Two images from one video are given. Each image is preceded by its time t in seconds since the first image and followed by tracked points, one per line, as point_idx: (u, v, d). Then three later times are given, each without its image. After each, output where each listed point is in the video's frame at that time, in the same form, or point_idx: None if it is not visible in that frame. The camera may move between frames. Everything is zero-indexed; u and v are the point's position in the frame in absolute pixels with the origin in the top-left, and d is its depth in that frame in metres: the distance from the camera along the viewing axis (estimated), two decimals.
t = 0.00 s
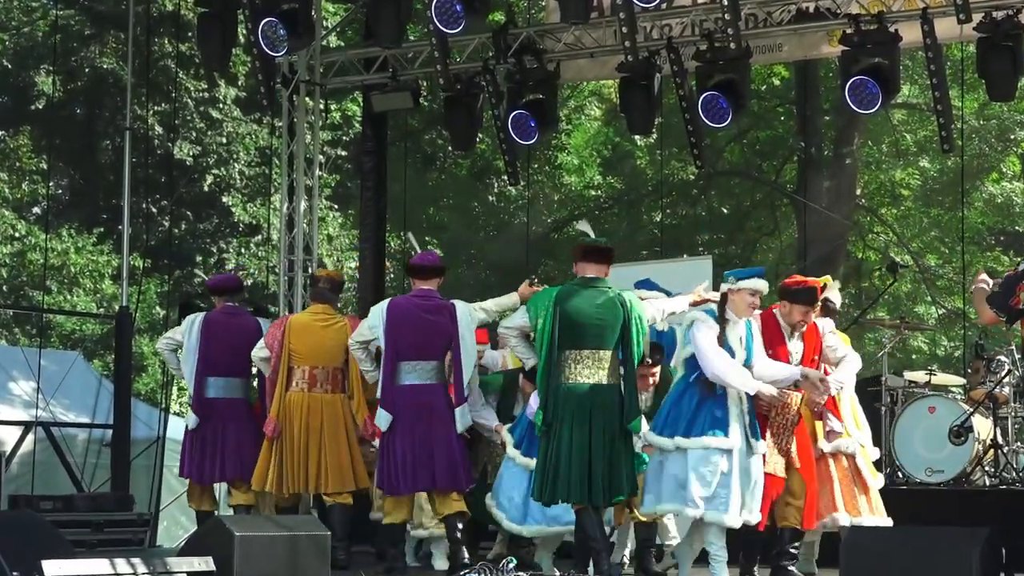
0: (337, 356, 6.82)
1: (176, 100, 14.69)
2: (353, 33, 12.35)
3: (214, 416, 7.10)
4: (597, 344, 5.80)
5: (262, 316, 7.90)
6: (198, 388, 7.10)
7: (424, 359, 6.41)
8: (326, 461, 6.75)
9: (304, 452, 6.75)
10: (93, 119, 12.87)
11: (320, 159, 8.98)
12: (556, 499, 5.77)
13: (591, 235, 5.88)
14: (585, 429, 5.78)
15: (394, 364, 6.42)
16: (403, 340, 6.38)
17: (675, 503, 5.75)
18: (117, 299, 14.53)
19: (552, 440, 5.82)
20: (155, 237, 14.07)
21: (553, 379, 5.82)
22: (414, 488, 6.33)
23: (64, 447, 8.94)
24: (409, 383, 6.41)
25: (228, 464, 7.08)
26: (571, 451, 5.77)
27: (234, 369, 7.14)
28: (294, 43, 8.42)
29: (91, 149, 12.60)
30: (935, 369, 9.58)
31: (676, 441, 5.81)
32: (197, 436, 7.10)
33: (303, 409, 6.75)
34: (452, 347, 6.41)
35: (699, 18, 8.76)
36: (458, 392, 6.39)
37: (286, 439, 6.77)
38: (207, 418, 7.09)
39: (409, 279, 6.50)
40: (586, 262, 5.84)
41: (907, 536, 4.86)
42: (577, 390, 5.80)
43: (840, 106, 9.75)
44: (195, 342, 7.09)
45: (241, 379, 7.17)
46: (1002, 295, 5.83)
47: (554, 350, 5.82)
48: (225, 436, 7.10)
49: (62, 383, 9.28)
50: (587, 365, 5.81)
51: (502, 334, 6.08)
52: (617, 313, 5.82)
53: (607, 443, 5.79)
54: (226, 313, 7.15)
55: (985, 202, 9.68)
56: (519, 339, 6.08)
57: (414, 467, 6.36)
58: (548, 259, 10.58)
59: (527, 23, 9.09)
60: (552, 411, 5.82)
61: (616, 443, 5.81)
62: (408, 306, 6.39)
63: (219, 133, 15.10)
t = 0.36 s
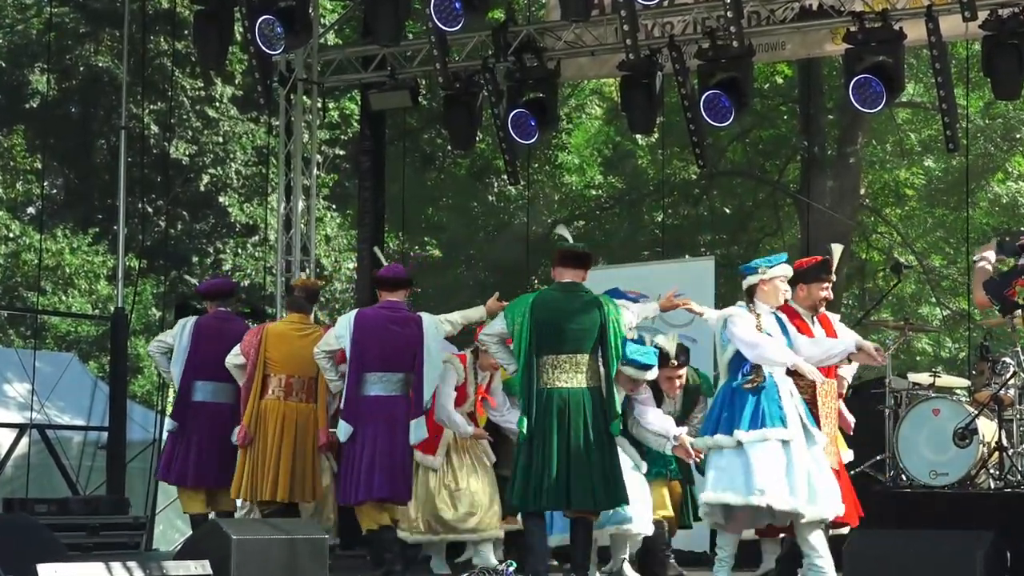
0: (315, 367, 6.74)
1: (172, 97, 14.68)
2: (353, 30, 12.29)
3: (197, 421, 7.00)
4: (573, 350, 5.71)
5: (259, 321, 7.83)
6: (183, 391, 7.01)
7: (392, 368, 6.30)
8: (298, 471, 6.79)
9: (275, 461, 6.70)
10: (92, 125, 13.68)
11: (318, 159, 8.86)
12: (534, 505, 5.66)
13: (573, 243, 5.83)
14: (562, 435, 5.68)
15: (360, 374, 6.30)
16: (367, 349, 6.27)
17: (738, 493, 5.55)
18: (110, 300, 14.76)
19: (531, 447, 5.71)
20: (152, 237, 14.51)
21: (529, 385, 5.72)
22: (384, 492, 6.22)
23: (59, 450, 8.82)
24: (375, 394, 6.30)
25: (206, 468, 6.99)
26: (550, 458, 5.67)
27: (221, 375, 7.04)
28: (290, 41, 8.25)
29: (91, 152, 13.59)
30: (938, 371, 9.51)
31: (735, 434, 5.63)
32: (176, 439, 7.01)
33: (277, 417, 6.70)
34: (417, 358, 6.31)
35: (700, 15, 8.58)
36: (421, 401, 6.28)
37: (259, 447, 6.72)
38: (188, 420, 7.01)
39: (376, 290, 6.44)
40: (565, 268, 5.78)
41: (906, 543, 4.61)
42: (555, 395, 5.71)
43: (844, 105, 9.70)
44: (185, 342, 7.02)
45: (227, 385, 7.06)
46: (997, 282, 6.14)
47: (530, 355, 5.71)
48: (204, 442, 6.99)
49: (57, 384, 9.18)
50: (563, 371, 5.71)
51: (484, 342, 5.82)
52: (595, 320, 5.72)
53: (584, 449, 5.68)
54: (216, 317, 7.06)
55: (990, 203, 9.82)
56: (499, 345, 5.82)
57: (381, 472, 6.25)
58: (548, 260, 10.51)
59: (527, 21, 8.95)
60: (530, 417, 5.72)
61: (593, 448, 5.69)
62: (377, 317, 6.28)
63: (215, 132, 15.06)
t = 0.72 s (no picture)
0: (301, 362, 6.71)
1: (172, 97, 14.68)
2: (352, 30, 12.29)
3: (210, 422, 7.04)
4: (535, 350, 5.67)
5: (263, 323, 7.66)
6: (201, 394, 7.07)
7: (362, 370, 6.23)
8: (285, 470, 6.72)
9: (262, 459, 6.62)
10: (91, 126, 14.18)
11: (318, 159, 8.83)
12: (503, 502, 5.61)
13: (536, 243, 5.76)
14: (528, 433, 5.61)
15: (330, 377, 6.20)
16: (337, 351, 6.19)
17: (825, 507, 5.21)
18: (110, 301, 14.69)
19: (495, 447, 5.66)
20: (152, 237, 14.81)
21: (492, 385, 5.67)
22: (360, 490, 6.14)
23: (58, 451, 8.70)
24: (347, 397, 6.23)
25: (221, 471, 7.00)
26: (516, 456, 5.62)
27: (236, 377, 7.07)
28: (289, 41, 8.22)
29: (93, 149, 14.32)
30: (939, 371, 9.54)
31: (837, 441, 5.24)
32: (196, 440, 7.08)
33: (257, 415, 6.62)
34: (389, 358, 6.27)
35: (700, 16, 8.57)
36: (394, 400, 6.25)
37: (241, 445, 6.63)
38: (203, 421, 7.07)
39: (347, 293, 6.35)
40: (532, 272, 5.73)
41: (899, 549, 4.59)
42: (519, 395, 5.65)
43: (844, 106, 9.71)
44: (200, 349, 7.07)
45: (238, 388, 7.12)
46: (999, 280, 6.06)
47: (495, 354, 5.67)
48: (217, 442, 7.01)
49: (57, 385, 9.17)
50: (526, 371, 5.67)
51: (448, 337, 5.88)
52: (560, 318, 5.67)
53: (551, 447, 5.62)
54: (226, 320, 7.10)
55: (990, 202, 10.05)
56: (463, 342, 5.86)
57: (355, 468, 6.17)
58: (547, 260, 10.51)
59: (526, 21, 8.94)
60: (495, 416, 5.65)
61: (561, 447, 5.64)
62: (345, 317, 6.20)
63: (215, 133, 15.02)
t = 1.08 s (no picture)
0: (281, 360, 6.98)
1: (172, 97, 14.71)
2: (352, 31, 12.29)
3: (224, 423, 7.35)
4: (506, 348, 6.06)
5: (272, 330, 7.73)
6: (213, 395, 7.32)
7: (336, 367, 6.48)
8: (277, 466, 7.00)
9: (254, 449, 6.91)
10: (91, 126, 13.94)
11: (318, 159, 8.81)
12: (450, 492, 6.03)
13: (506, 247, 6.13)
14: (483, 427, 6.05)
15: (305, 374, 6.48)
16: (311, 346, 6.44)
17: (891, 513, 5.45)
18: (111, 300, 14.82)
19: (461, 440, 6.08)
20: (152, 237, 14.77)
21: (461, 382, 6.08)
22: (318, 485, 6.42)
23: (59, 451, 8.65)
24: (321, 393, 6.48)
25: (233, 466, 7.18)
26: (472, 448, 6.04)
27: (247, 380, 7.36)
28: (289, 41, 8.21)
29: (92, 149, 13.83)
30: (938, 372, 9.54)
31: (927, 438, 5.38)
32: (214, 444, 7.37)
33: (247, 408, 6.92)
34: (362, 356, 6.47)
35: (700, 16, 8.57)
36: (366, 396, 6.46)
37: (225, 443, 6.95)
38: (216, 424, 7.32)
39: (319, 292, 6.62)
40: (501, 273, 6.11)
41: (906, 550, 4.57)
42: (482, 391, 6.07)
43: (844, 105, 9.74)
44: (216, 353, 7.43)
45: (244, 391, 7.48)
46: (998, 278, 6.09)
47: (466, 353, 6.09)
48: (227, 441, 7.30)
49: (56, 385, 9.17)
50: (497, 369, 6.07)
51: (419, 338, 6.33)
52: (531, 321, 6.07)
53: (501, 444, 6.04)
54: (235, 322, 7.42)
55: (990, 202, 9.82)
56: (434, 344, 6.32)
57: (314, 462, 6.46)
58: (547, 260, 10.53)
59: (527, 21, 8.93)
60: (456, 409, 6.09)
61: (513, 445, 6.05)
62: (320, 315, 6.47)
63: (215, 133, 15.05)
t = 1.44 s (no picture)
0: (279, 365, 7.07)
1: (172, 97, 14.72)
2: (353, 31, 12.28)
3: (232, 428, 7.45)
4: (486, 354, 6.09)
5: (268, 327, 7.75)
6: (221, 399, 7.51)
7: (307, 373, 6.50)
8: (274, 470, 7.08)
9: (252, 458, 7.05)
10: (90, 126, 14.09)
11: (318, 159, 8.82)
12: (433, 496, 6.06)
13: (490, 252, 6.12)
14: (464, 433, 6.09)
15: (278, 378, 6.52)
16: (287, 352, 6.46)
17: (997, 502, 5.56)
18: (111, 301, 14.75)
19: (444, 446, 6.11)
20: (152, 237, 14.74)
21: (445, 388, 6.11)
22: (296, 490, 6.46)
23: (58, 450, 8.67)
24: (294, 398, 6.52)
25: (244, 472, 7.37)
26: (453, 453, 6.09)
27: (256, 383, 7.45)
28: (289, 41, 8.21)
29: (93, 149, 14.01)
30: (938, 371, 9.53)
31: None
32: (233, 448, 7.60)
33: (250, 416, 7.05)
34: (334, 362, 6.49)
35: (700, 16, 8.57)
36: (336, 402, 6.50)
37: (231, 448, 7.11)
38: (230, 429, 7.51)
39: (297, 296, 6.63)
40: (483, 278, 6.09)
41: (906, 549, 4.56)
42: (463, 396, 6.12)
43: (843, 105, 9.77)
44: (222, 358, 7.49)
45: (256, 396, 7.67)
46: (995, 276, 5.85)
47: (449, 360, 6.10)
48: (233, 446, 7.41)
49: (56, 385, 9.16)
50: (480, 376, 6.11)
51: (404, 345, 6.25)
52: (512, 325, 6.07)
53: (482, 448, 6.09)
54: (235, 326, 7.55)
55: (990, 202, 9.85)
56: (418, 350, 6.24)
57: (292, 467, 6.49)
58: (548, 260, 10.54)
59: (527, 21, 8.94)
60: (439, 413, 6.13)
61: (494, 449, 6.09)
62: (292, 320, 6.48)
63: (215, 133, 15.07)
